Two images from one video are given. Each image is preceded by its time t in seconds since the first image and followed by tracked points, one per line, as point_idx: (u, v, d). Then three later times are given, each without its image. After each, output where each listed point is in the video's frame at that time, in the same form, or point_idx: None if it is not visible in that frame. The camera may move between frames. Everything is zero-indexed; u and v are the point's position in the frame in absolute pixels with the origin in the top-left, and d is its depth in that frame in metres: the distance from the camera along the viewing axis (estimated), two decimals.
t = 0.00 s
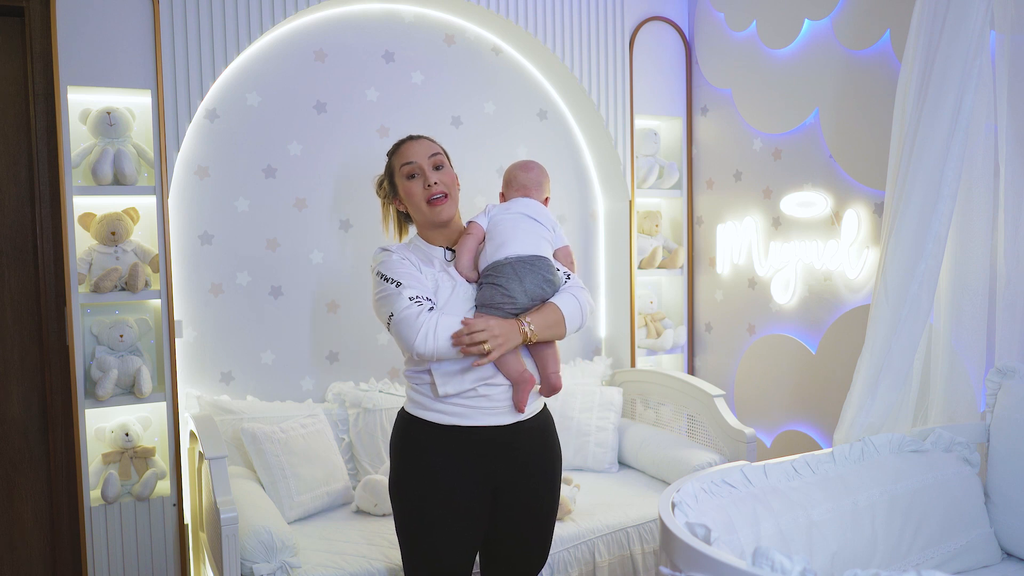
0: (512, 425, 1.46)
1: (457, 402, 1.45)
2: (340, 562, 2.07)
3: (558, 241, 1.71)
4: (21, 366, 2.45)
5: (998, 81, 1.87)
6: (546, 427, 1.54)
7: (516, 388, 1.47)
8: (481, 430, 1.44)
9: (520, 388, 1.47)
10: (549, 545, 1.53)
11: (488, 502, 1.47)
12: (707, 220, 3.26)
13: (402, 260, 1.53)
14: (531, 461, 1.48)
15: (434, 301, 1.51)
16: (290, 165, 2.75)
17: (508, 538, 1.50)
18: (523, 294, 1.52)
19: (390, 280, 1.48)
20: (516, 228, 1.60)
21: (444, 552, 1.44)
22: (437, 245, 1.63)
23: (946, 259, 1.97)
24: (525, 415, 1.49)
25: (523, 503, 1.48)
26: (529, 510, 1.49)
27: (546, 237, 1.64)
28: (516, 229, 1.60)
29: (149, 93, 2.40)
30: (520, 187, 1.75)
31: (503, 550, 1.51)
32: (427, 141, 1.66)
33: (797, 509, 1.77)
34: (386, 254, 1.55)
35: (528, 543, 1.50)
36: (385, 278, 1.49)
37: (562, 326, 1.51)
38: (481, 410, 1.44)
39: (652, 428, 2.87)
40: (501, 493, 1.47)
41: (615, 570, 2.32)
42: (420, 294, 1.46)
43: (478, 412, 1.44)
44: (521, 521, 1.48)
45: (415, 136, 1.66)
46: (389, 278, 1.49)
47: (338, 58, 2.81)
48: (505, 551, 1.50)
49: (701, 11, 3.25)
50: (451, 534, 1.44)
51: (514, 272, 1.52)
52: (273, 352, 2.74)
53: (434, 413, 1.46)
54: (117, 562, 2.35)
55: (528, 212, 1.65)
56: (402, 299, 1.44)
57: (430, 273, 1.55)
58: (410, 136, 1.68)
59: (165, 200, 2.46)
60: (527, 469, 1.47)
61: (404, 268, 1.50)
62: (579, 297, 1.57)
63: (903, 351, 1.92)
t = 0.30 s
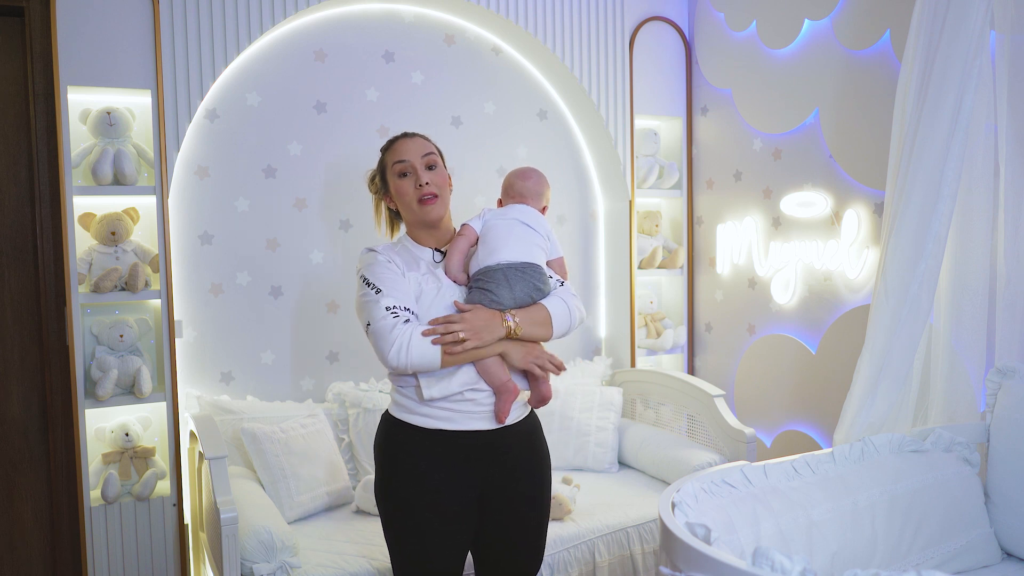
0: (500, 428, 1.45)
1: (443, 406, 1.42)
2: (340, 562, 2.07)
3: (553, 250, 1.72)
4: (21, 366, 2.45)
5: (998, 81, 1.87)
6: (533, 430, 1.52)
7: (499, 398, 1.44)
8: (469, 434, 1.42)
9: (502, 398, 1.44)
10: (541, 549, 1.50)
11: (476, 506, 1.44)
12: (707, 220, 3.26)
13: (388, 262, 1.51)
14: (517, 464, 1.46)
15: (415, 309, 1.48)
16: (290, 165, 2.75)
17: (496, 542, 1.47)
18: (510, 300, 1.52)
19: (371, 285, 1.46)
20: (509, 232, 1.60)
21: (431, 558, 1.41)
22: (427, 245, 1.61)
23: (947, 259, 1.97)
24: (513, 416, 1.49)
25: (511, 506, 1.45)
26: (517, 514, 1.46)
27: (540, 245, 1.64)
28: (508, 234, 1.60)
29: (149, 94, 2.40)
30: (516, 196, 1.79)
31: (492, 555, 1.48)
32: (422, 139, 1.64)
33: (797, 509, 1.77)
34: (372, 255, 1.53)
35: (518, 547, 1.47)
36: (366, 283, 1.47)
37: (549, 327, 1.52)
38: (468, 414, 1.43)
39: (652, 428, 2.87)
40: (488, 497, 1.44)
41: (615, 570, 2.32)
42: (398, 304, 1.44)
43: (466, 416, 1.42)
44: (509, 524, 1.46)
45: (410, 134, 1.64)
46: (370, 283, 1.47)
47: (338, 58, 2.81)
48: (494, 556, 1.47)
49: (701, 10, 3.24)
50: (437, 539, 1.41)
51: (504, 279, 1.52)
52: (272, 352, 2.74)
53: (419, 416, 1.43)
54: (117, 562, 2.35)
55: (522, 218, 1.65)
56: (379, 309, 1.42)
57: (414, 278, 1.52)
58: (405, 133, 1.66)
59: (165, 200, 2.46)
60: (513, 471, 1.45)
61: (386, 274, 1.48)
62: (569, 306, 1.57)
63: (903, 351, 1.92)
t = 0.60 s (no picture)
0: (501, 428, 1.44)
1: (441, 409, 1.40)
2: (340, 562, 2.07)
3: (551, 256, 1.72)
4: (21, 367, 2.45)
5: (998, 81, 1.87)
6: (530, 430, 1.51)
7: (489, 409, 1.42)
8: (469, 435, 1.41)
9: (493, 409, 1.41)
10: (541, 549, 1.49)
11: (474, 508, 1.43)
12: (706, 220, 3.26)
13: (368, 271, 1.46)
14: (515, 465, 1.44)
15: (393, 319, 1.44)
16: (290, 165, 2.75)
17: (496, 543, 1.45)
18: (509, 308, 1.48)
19: (347, 300, 1.45)
20: (506, 237, 1.59)
21: (431, 561, 1.39)
22: (419, 246, 1.57)
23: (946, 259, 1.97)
24: (512, 415, 1.47)
25: (510, 507, 1.44)
26: (516, 515, 1.44)
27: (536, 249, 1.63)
28: (507, 238, 1.59)
29: (149, 94, 2.40)
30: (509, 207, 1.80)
31: (491, 556, 1.46)
32: (417, 137, 1.60)
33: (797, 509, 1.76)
34: (359, 263, 1.49)
35: (517, 548, 1.46)
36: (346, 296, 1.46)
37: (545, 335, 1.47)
38: (466, 415, 1.41)
39: (652, 428, 2.87)
40: (487, 498, 1.43)
41: (615, 571, 2.32)
42: (364, 322, 1.40)
43: (464, 417, 1.41)
44: (508, 525, 1.44)
45: (405, 131, 1.60)
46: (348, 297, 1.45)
47: (338, 59, 2.81)
48: (493, 557, 1.46)
49: (701, 10, 3.25)
50: (436, 541, 1.39)
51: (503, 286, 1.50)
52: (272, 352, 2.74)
53: (415, 419, 1.42)
54: (117, 562, 2.35)
55: (518, 222, 1.65)
56: (347, 328, 1.41)
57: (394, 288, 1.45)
58: (399, 130, 1.61)
59: (165, 200, 2.46)
60: (510, 472, 1.44)
61: (362, 287, 1.44)
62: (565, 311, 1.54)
63: (903, 351, 1.92)
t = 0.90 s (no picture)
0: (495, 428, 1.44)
1: (429, 410, 1.41)
2: (340, 562, 2.07)
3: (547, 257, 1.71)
4: (22, 367, 2.45)
5: (998, 81, 1.87)
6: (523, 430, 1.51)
7: (479, 408, 1.42)
8: (461, 436, 1.41)
9: (483, 406, 1.42)
10: (537, 547, 1.49)
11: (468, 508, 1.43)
12: (706, 220, 3.26)
13: (359, 266, 1.45)
14: (508, 464, 1.44)
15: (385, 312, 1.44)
16: (290, 165, 2.75)
17: (491, 542, 1.45)
18: (506, 316, 1.50)
19: (340, 294, 1.43)
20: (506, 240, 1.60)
21: (426, 563, 1.39)
22: (410, 245, 1.54)
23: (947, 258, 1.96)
24: (503, 413, 1.48)
25: (504, 506, 1.44)
26: (511, 513, 1.44)
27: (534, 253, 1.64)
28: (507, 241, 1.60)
29: (149, 94, 2.40)
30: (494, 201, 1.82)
31: (487, 555, 1.46)
32: (413, 134, 1.56)
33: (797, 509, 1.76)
34: (349, 260, 1.48)
35: (513, 547, 1.46)
36: (338, 292, 1.44)
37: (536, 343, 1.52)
38: (455, 417, 1.41)
39: (652, 428, 2.87)
40: (480, 498, 1.43)
41: (615, 571, 2.32)
42: (362, 311, 1.39)
43: (453, 418, 1.41)
44: (503, 524, 1.44)
45: (400, 128, 1.56)
46: (341, 292, 1.44)
47: (337, 59, 2.81)
48: (490, 557, 1.46)
49: (701, 10, 3.25)
50: (430, 542, 1.39)
51: (502, 292, 1.51)
52: (272, 353, 2.74)
53: (405, 421, 1.42)
54: (117, 563, 2.35)
55: (520, 225, 1.65)
56: (343, 318, 1.38)
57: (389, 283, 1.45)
58: (394, 126, 1.57)
59: (165, 200, 2.46)
60: (502, 471, 1.44)
61: (358, 281, 1.43)
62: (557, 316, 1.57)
63: (903, 352, 1.92)
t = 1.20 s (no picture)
0: (485, 429, 1.44)
1: (417, 412, 1.40)
2: (341, 562, 2.07)
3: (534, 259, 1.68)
4: (21, 368, 2.45)
5: (998, 81, 1.87)
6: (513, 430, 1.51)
7: (470, 408, 1.43)
8: (450, 438, 1.41)
9: (474, 407, 1.42)
10: (533, 545, 1.49)
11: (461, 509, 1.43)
12: (706, 220, 3.26)
13: (347, 260, 1.45)
14: (498, 463, 1.44)
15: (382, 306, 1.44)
16: (290, 165, 2.75)
17: (486, 541, 1.45)
18: (503, 322, 1.48)
19: (336, 286, 1.42)
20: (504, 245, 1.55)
21: (420, 565, 1.39)
22: (395, 245, 1.54)
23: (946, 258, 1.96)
24: (495, 415, 1.48)
25: (496, 504, 1.44)
26: (503, 512, 1.44)
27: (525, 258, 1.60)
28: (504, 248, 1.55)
29: (149, 94, 2.40)
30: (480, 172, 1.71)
31: (482, 554, 1.46)
32: (399, 132, 1.56)
33: (797, 508, 1.76)
34: (336, 257, 1.47)
35: (507, 546, 1.45)
36: (332, 283, 1.43)
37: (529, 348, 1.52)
38: (442, 418, 1.41)
39: (652, 428, 2.87)
40: (472, 498, 1.42)
41: (615, 571, 2.32)
42: (363, 299, 1.39)
43: (441, 420, 1.41)
44: (496, 523, 1.44)
45: (386, 126, 1.56)
46: (335, 284, 1.42)
47: (337, 59, 2.81)
48: (485, 557, 1.46)
49: (701, 10, 3.25)
50: (423, 544, 1.39)
51: (499, 298, 1.49)
52: (272, 353, 2.74)
53: (393, 424, 1.41)
54: (117, 563, 2.35)
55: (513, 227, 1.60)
56: (345, 305, 1.37)
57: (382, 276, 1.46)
58: (379, 124, 1.57)
59: (165, 200, 2.46)
60: (492, 471, 1.43)
61: (352, 273, 1.43)
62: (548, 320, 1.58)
63: (903, 352, 1.92)
